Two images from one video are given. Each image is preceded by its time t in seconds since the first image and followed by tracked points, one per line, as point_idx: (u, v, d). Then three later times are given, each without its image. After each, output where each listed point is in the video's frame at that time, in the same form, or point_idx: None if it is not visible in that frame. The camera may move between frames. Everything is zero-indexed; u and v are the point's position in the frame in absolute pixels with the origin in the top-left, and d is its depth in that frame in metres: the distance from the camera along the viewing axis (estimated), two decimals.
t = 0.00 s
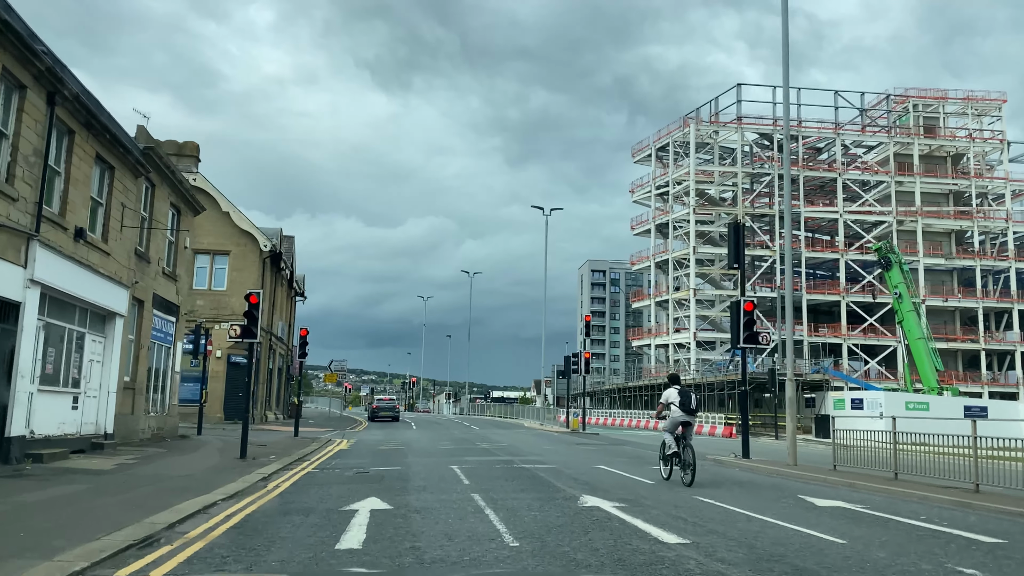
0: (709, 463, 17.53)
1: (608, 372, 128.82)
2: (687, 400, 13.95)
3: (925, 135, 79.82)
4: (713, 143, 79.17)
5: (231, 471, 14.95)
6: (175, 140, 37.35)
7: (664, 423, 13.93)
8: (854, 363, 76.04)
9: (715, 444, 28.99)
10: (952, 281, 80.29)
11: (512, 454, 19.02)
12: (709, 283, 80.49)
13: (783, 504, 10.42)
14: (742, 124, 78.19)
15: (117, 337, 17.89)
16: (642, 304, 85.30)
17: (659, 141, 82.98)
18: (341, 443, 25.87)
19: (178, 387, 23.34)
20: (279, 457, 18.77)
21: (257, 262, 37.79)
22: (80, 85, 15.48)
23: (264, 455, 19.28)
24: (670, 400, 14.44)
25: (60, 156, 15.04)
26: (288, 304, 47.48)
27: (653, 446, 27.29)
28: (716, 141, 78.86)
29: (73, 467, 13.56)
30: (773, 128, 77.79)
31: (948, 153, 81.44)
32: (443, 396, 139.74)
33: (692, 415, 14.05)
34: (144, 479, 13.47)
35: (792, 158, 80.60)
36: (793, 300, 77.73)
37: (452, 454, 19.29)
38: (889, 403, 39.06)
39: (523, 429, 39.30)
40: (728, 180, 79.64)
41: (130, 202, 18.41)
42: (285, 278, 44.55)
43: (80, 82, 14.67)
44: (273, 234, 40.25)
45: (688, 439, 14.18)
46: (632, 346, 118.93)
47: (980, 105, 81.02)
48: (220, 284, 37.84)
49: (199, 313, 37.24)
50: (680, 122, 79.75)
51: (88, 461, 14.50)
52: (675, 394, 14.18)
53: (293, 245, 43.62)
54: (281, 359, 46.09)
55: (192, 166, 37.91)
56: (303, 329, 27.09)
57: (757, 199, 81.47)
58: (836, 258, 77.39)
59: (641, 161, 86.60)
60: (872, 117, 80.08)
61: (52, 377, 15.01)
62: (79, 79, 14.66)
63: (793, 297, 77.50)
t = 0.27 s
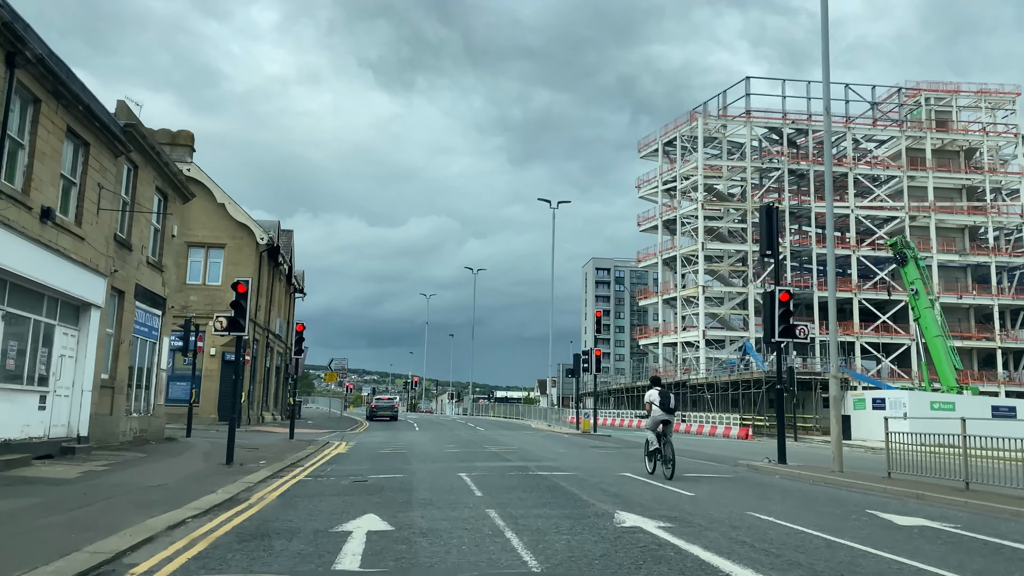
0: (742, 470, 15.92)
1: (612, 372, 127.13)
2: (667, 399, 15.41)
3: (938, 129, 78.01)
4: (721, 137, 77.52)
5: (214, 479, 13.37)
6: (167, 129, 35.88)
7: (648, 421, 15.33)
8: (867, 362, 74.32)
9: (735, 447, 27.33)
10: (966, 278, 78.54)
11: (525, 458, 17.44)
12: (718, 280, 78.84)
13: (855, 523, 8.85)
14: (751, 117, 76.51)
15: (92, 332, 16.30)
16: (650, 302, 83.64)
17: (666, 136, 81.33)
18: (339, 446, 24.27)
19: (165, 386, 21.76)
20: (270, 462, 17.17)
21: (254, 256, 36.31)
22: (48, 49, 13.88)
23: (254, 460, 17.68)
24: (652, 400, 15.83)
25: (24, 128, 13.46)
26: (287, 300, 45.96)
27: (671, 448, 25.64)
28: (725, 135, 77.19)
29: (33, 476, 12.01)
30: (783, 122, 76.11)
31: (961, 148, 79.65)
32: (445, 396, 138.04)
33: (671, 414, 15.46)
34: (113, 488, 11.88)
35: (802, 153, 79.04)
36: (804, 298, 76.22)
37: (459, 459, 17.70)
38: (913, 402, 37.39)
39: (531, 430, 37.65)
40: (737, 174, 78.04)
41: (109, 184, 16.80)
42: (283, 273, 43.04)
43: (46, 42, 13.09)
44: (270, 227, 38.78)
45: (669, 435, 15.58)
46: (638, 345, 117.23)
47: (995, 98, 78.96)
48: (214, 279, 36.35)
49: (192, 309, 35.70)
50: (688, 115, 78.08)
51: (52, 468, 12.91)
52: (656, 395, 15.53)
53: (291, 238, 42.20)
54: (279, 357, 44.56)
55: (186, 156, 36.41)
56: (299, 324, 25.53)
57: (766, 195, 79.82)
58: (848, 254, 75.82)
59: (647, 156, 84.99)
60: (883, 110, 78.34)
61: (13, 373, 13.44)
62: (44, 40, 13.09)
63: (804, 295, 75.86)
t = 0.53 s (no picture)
0: (782, 477, 14.42)
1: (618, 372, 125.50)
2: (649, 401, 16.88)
3: (951, 123, 76.26)
4: (730, 131, 75.99)
5: (194, 487, 11.88)
6: (160, 117, 34.52)
7: (633, 422, 16.91)
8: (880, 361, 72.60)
9: (758, 450, 25.79)
10: (981, 275, 76.83)
11: (540, 464, 15.95)
12: (727, 277, 77.17)
13: (951, 547, 7.35)
14: (761, 110, 74.98)
15: (61, 324, 14.74)
16: (657, 300, 81.99)
17: (674, 130, 79.75)
18: (338, 448, 22.77)
19: (150, 384, 20.29)
20: (260, 467, 15.68)
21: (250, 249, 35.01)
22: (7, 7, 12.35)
23: (244, 464, 16.20)
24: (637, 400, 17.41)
25: None
26: (285, 297, 44.57)
27: (690, 452, 24.06)
28: (734, 129, 75.66)
29: None
30: (794, 115, 74.44)
31: (976, 142, 77.88)
32: (450, 397, 136.58)
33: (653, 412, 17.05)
34: (73, 498, 10.34)
35: (814, 147, 77.52)
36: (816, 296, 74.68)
37: (469, 463, 16.21)
38: (938, 402, 35.77)
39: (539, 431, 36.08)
40: (747, 169, 76.46)
41: (83, 163, 15.27)
42: (280, 268, 41.78)
43: None
44: (267, 219, 37.37)
45: (652, 432, 17.20)
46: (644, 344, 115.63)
47: (1011, 91, 76.95)
48: (208, 274, 35.00)
49: (187, 305, 34.34)
50: (697, 109, 76.57)
51: (10, 477, 11.39)
52: (640, 396, 16.98)
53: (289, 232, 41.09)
54: (277, 355, 43.12)
55: (179, 145, 35.00)
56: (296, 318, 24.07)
57: (776, 190, 78.25)
58: (861, 250, 74.37)
59: (655, 151, 83.39)
60: (896, 104, 76.64)
61: None
62: None
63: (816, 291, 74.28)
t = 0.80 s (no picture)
0: (823, 484, 13.05)
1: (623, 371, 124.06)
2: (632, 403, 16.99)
3: (964, 117, 74.68)
4: (739, 126, 74.53)
5: (173, 496, 10.54)
6: (153, 106, 33.15)
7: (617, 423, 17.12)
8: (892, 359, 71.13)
9: (780, 452, 24.41)
10: (994, 272, 75.31)
11: (556, 467, 14.59)
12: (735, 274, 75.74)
13: None
14: (771, 105, 73.46)
15: (32, 315, 13.42)
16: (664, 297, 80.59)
17: (681, 125, 78.35)
18: (338, 450, 21.45)
19: (137, 382, 18.99)
20: (252, 471, 14.35)
21: (247, 243, 33.69)
22: None
23: (233, 468, 14.86)
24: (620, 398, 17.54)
25: None
26: (285, 292, 43.28)
27: (709, 455, 22.64)
28: (743, 124, 74.19)
29: None
30: (804, 110, 72.95)
31: (989, 137, 76.31)
32: (452, 396, 135.25)
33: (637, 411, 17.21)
34: (32, 506, 9.03)
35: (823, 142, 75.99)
36: (827, 293, 73.20)
37: (478, 467, 14.88)
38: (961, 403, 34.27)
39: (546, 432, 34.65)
40: (755, 165, 75.01)
41: (55, 139, 13.94)
42: (280, 263, 40.48)
43: None
44: (265, 212, 36.08)
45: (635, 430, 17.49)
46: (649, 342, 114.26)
47: None
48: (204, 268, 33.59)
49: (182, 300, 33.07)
50: (705, 103, 75.10)
51: None
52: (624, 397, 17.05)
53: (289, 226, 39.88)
54: (276, 353, 41.78)
55: (174, 135, 33.67)
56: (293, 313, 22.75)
57: (786, 186, 76.78)
58: (872, 247, 72.88)
59: (661, 146, 81.98)
60: (908, 98, 75.07)
61: None
62: None
63: (826, 289, 72.84)
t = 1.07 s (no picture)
0: (872, 493, 11.72)
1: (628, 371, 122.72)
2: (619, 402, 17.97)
3: (977, 112, 73.15)
4: (747, 121, 73.20)
5: (143, 509, 9.27)
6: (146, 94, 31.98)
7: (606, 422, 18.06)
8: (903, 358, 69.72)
9: (803, 454, 23.10)
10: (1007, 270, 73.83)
11: (575, 473, 13.34)
12: (743, 272, 74.36)
13: None
14: (779, 100, 72.07)
15: None
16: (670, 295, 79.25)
17: (688, 120, 76.99)
18: (339, 452, 20.22)
19: (122, 381, 17.79)
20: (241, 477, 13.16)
21: (244, 236, 32.44)
22: None
23: (221, 473, 13.63)
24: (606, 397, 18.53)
25: None
26: (283, 289, 42.04)
27: (730, 457, 21.29)
28: (751, 119, 72.85)
29: None
30: (813, 105, 71.52)
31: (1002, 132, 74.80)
32: (455, 396, 133.97)
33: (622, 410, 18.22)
34: None
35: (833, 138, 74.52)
36: (837, 291, 71.88)
37: (490, 473, 13.68)
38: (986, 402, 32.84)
39: (553, 433, 33.32)
40: (764, 160, 73.62)
41: (26, 112, 12.65)
42: (278, 258, 39.24)
43: None
44: (263, 205, 34.83)
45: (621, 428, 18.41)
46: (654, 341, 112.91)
47: None
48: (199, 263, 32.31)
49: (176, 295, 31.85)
50: (712, 98, 73.78)
51: None
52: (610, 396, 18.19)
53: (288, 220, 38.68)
54: (275, 352, 40.57)
55: (167, 124, 32.40)
56: (288, 308, 21.48)
57: (795, 182, 75.37)
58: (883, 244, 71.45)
59: (668, 142, 80.62)
60: (919, 92, 73.56)
61: None
62: None
63: (836, 287, 71.45)
